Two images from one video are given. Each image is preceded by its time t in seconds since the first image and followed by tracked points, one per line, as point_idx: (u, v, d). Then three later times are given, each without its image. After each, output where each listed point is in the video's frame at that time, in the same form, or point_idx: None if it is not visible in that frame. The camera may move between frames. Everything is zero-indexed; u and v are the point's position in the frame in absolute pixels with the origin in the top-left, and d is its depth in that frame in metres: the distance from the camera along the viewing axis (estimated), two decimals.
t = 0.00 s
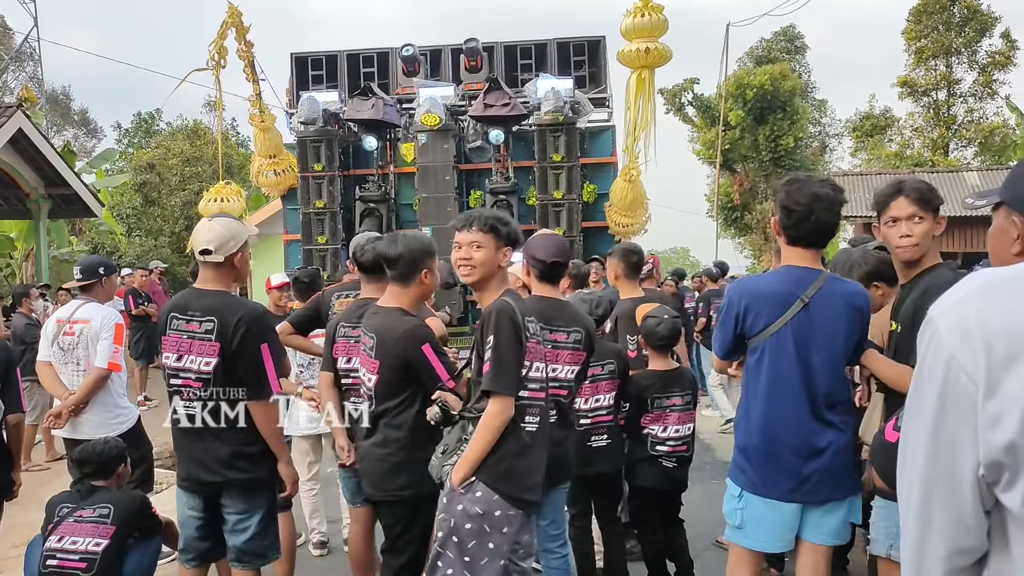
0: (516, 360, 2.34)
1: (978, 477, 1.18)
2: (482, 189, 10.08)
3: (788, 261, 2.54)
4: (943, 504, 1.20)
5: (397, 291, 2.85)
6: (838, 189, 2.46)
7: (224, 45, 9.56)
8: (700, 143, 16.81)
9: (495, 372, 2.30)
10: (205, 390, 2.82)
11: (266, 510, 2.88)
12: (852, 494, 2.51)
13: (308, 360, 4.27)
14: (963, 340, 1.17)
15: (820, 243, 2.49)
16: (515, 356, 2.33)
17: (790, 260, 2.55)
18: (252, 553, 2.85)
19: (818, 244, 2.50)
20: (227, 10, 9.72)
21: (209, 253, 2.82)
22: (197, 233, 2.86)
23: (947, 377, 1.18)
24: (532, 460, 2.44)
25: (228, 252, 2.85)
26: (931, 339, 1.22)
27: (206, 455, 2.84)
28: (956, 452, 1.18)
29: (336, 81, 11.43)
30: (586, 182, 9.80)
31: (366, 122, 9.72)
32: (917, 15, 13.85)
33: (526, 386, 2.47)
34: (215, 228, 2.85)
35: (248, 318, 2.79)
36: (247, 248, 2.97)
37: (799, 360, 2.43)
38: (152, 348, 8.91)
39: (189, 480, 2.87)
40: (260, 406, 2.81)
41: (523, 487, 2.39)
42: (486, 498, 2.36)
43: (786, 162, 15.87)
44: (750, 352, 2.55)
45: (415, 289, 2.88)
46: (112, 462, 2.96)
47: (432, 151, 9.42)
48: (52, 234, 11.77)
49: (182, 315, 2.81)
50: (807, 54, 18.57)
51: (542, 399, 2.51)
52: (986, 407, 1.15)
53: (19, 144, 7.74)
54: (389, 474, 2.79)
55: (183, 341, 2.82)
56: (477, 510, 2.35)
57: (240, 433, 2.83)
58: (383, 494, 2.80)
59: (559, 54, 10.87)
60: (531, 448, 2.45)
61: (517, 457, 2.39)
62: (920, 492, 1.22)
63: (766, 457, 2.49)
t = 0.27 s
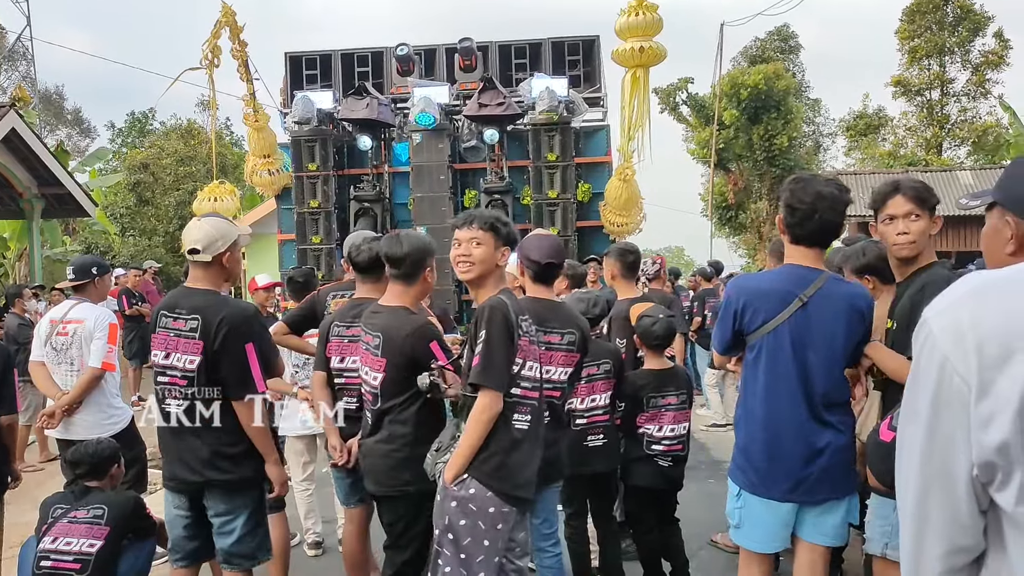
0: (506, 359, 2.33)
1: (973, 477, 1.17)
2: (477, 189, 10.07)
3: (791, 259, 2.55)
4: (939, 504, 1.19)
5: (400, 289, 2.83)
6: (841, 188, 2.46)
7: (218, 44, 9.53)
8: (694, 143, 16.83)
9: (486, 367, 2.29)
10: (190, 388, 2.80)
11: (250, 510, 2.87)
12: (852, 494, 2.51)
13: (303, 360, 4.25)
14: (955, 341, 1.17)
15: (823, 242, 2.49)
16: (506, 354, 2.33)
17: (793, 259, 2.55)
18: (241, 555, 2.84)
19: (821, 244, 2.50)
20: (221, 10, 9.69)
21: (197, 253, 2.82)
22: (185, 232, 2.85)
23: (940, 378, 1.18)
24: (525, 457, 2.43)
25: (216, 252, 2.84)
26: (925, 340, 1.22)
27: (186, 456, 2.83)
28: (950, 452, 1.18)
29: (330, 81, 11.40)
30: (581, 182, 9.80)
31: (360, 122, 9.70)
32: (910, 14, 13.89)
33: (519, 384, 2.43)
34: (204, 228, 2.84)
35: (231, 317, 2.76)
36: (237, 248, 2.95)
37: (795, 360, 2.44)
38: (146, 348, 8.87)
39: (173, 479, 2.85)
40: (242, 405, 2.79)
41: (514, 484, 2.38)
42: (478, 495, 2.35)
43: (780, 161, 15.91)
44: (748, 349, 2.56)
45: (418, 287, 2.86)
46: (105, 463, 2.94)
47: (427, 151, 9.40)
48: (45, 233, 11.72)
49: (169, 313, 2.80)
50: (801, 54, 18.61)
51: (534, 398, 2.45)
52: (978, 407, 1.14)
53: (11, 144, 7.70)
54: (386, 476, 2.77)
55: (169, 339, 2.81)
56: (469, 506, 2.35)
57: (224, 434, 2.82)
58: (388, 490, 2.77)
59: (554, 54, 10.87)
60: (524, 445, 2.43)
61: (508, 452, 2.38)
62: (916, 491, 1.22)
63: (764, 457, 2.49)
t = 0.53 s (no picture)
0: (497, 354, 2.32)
1: (970, 477, 1.17)
2: (472, 188, 10.06)
3: (790, 257, 2.55)
4: (937, 504, 1.20)
5: (400, 287, 2.82)
6: (842, 188, 2.46)
7: (213, 43, 9.50)
8: (689, 142, 16.86)
9: (476, 360, 2.29)
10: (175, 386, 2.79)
11: (237, 509, 2.86)
12: (850, 493, 2.49)
13: (298, 360, 4.23)
14: (950, 342, 1.17)
15: (822, 241, 2.49)
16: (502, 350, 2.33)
17: (792, 258, 2.55)
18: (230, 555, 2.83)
19: (819, 243, 2.50)
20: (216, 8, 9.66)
21: (185, 251, 2.81)
22: (174, 231, 2.84)
23: (936, 379, 1.18)
24: (516, 456, 2.42)
25: (205, 250, 2.83)
26: (921, 342, 1.22)
27: (170, 455, 2.84)
28: (948, 452, 1.18)
29: (325, 80, 11.38)
30: (576, 181, 9.80)
31: (355, 120, 9.68)
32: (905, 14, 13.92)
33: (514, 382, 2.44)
34: (192, 226, 2.82)
35: (215, 315, 2.76)
36: (228, 246, 2.94)
37: (784, 357, 2.46)
38: (140, 348, 8.84)
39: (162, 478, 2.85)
40: (223, 401, 2.77)
41: (503, 480, 2.37)
42: (465, 487, 2.35)
43: (775, 160, 15.94)
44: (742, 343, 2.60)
45: (417, 285, 2.86)
46: (99, 462, 2.93)
47: (422, 150, 9.39)
48: (39, 232, 11.67)
49: (158, 312, 2.81)
50: (796, 53, 18.65)
51: (529, 398, 2.46)
52: (974, 407, 1.14)
53: (5, 143, 7.66)
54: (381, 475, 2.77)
55: (157, 338, 2.81)
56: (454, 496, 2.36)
57: (210, 435, 2.82)
58: (389, 484, 2.77)
59: (549, 53, 10.86)
60: (516, 442, 2.42)
61: (499, 449, 2.38)
62: (916, 491, 1.22)
63: (758, 453, 2.51)
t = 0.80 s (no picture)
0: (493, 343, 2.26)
1: (971, 474, 1.17)
2: (469, 186, 10.05)
3: (787, 255, 2.55)
4: (938, 501, 1.19)
5: (397, 284, 2.81)
6: (839, 185, 2.45)
7: (208, 40, 9.46)
8: (685, 140, 16.87)
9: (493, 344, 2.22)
10: (174, 386, 2.77)
11: (234, 509, 2.85)
12: (848, 489, 2.50)
13: (294, 358, 4.21)
14: (950, 339, 1.16)
15: (819, 239, 2.48)
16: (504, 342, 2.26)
17: (789, 255, 2.55)
18: (224, 554, 2.82)
19: (816, 240, 2.49)
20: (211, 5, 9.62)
21: (182, 249, 2.79)
22: (172, 228, 2.83)
23: (936, 376, 1.18)
24: (507, 453, 2.36)
25: (200, 247, 2.81)
26: (921, 338, 1.22)
27: (168, 454, 2.82)
28: (949, 449, 1.18)
29: (321, 78, 11.35)
30: (572, 179, 9.79)
31: (351, 118, 9.66)
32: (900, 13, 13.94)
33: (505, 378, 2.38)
34: (188, 223, 2.81)
35: (213, 313, 2.74)
36: (223, 243, 2.92)
37: (778, 354, 2.46)
38: (136, 346, 8.80)
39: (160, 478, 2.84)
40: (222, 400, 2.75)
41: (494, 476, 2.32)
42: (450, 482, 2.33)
43: (771, 159, 15.95)
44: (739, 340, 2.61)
45: (415, 281, 2.86)
46: (95, 461, 2.91)
47: (418, 148, 9.37)
48: (33, 230, 11.61)
49: (155, 311, 2.79)
50: (792, 51, 18.66)
51: (520, 395, 2.40)
52: (974, 403, 1.14)
53: None
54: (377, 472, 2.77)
55: (156, 337, 2.79)
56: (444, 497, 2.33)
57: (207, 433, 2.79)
58: (392, 480, 2.76)
59: (546, 51, 10.86)
60: (508, 439, 2.37)
61: (490, 445, 2.33)
62: (917, 487, 1.22)
63: (754, 450, 2.51)
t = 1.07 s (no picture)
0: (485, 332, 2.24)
1: (974, 473, 1.17)
2: (466, 183, 10.03)
3: (785, 252, 2.55)
4: (941, 500, 1.19)
5: (399, 281, 2.82)
6: (837, 183, 2.45)
7: (203, 37, 9.43)
8: (682, 138, 16.87)
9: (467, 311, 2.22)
10: (182, 387, 2.76)
11: (240, 508, 2.84)
12: (843, 487, 2.50)
13: (290, 355, 4.20)
14: (953, 339, 1.16)
15: (816, 236, 2.48)
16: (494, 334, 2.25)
17: (787, 252, 2.55)
18: (226, 553, 2.81)
19: (814, 238, 2.49)
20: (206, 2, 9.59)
21: (185, 247, 2.77)
22: (174, 227, 2.81)
23: (940, 375, 1.18)
24: (503, 457, 2.34)
25: (204, 246, 2.80)
26: (923, 338, 1.22)
27: (175, 456, 2.81)
28: (951, 448, 1.18)
29: (317, 75, 11.32)
30: (569, 177, 9.78)
31: (348, 116, 9.63)
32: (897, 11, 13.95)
33: (501, 380, 2.37)
34: (191, 221, 2.80)
35: (222, 313, 2.74)
36: (225, 241, 2.91)
37: (775, 352, 2.47)
38: (132, 344, 8.78)
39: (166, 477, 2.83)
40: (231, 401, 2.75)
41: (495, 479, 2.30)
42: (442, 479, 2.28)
43: (768, 157, 15.95)
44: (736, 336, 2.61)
45: (416, 278, 2.87)
46: (91, 459, 2.90)
47: (415, 145, 9.36)
48: (29, 227, 11.57)
49: (159, 311, 2.76)
50: (788, 49, 18.67)
51: (514, 397, 2.39)
52: (977, 403, 1.14)
53: None
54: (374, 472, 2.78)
55: (160, 337, 2.76)
56: (447, 499, 2.27)
57: (215, 432, 2.79)
58: (390, 478, 2.76)
59: (542, 48, 10.84)
60: (503, 441, 2.35)
61: (486, 447, 2.30)
62: (919, 487, 1.22)
63: (751, 447, 2.51)
